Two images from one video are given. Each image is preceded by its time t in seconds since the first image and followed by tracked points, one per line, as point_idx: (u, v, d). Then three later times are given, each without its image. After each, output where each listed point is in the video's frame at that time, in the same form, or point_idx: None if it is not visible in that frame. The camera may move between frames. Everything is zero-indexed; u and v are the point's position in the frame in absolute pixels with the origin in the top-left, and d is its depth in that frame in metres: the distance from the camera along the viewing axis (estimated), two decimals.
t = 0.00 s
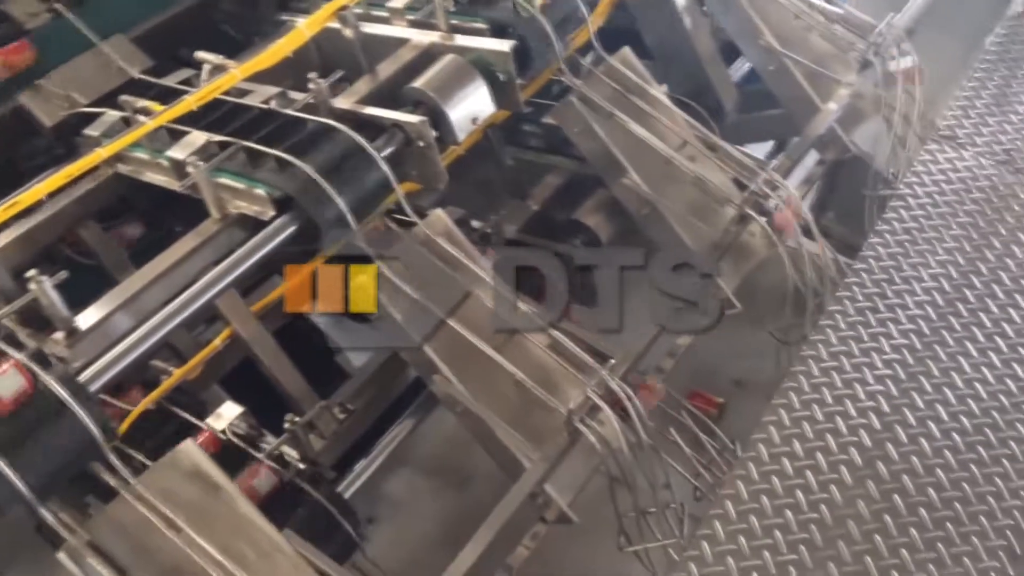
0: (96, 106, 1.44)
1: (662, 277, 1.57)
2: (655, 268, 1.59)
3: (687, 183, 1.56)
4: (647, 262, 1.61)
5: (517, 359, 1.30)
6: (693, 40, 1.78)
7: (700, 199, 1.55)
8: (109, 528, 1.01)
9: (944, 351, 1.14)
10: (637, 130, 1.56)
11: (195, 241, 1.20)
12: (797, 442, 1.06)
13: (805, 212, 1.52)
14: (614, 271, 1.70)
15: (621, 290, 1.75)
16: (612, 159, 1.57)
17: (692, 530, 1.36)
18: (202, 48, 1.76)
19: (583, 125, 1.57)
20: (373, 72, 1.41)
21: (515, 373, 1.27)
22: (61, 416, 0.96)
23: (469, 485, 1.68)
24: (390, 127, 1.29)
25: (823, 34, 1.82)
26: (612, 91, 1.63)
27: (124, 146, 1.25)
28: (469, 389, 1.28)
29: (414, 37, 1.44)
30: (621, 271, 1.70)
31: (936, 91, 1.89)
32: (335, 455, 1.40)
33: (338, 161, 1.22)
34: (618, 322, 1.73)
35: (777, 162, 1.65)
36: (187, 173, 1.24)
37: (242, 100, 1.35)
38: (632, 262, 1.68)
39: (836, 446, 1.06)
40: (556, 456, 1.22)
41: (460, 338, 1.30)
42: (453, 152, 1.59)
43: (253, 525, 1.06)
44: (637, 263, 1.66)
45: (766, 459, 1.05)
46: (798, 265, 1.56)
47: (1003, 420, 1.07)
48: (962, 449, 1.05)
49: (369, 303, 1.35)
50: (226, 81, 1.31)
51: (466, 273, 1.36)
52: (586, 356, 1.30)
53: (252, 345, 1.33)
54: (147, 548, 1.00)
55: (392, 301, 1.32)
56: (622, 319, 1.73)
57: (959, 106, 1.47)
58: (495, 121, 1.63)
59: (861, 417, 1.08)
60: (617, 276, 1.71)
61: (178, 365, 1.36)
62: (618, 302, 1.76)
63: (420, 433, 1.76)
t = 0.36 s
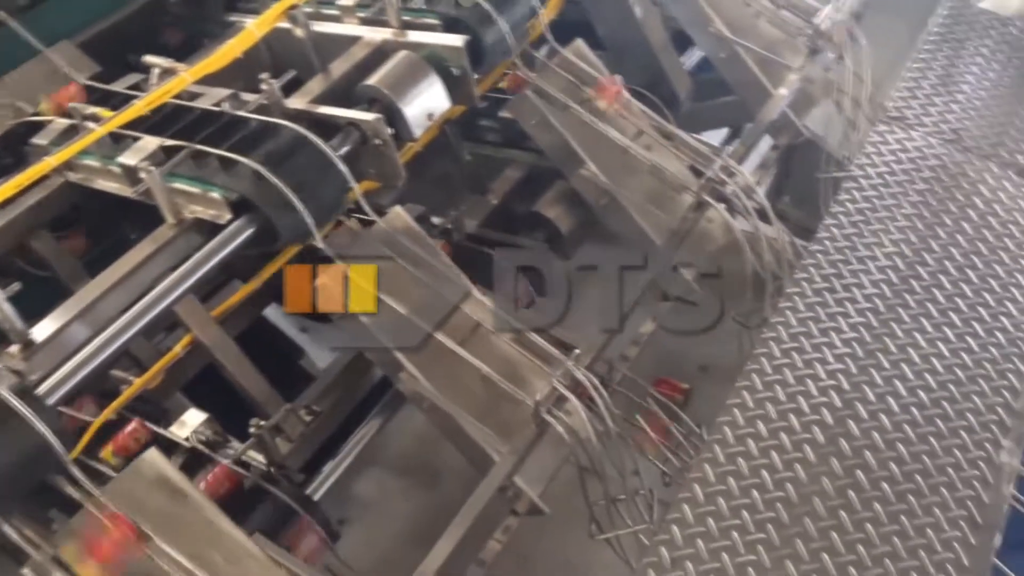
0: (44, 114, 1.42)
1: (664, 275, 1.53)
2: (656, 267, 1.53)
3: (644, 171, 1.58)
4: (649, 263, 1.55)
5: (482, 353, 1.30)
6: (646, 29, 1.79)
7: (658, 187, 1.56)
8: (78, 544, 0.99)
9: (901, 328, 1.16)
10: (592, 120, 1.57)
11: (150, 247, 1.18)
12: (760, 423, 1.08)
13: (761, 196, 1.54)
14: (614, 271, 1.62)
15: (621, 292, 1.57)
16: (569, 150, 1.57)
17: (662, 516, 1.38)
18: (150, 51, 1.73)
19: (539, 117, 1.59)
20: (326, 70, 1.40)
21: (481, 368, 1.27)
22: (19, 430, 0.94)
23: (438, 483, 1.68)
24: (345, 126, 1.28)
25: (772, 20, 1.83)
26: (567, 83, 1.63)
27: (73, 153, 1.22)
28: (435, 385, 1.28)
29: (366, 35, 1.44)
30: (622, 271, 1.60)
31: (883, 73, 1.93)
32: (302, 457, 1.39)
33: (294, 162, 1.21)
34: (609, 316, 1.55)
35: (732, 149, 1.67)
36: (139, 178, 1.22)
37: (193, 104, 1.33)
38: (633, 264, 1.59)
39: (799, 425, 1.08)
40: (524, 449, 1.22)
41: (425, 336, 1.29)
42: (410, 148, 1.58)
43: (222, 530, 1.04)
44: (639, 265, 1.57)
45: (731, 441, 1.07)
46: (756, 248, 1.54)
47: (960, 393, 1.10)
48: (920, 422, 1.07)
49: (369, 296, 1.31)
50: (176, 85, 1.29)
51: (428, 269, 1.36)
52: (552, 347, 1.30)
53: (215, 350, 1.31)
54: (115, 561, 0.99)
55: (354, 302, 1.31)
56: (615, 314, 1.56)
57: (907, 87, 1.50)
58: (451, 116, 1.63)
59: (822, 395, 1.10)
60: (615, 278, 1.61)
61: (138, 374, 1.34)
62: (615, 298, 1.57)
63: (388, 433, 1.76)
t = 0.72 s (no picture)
0: None
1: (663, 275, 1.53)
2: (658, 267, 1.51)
3: (607, 160, 1.58)
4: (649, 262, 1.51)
5: (453, 348, 1.30)
6: (603, 17, 1.80)
7: (621, 175, 1.56)
8: (50, 560, 0.97)
9: (864, 305, 1.18)
10: (552, 110, 1.57)
11: (109, 256, 1.16)
12: (731, 406, 1.09)
13: (724, 180, 1.55)
14: (615, 272, 1.51)
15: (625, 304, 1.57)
16: (531, 141, 1.57)
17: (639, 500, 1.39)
18: (103, 56, 1.71)
19: (501, 110, 1.58)
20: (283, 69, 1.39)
21: (452, 362, 1.27)
22: None
23: (414, 480, 1.67)
24: (305, 124, 1.27)
25: (728, 6, 1.85)
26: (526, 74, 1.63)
27: (27, 163, 1.20)
28: (406, 381, 1.28)
29: (322, 32, 1.42)
30: (623, 272, 1.51)
31: (838, 56, 1.95)
32: (275, 460, 1.39)
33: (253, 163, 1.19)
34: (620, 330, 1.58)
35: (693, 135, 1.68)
36: (96, 185, 1.19)
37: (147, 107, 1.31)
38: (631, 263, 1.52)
39: (769, 406, 1.09)
40: (499, 442, 1.22)
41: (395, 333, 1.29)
42: (373, 145, 1.57)
43: (196, 536, 1.03)
44: (637, 265, 1.52)
45: (703, 424, 1.08)
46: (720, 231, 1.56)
47: (924, 366, 1.11)
48: (887, 397, 1.08)
49: (368, 302, 1.30)
50: (128, 88, 1.27)
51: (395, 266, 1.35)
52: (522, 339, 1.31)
53: (181, 356, 1.30)
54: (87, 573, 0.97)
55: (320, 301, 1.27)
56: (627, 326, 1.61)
57: (861, 69, 1.52)
58: (412, 111, 1.62)
59: (790, 375, 1.11)
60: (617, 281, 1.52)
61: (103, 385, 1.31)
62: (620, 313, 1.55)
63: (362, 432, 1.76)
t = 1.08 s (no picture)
0: None
1: (663, 278, 1.58)
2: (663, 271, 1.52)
3: (573, 153, 1.58)
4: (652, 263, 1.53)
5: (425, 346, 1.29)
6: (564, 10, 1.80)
7: (588, 167, 1.57)
8: None
9: (831, 288, 1.19)
10: (516, 105, 1.57)
11: (72, 267, 1.14)
12: (704, 392, 1.10)
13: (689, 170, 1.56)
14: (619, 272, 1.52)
15: (622, 294, 1.62)
16: (496, 137, 1.57)
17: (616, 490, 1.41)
18: (57, 64, 1.67)
19: (464, 106, 1.58)
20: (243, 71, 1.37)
21: (425, 361, 1.27)
22: None
23: (391, 480, 1.67)
24: (267, 127, 1.25)
25: None
26: (489, 70, 1.63)
27: None
28: (379, 381, 1.27)
29: (281, 34, 1.40)
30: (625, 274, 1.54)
31: (797, 43, 1.96)
32: (250, 467, 1.38)
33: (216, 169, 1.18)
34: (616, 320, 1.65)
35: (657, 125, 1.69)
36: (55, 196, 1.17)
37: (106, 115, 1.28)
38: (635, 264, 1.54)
39: (741, 391, 1.10)
40: (476, 439, 1.22)
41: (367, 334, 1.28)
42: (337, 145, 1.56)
43: (170, 548, 1.02)
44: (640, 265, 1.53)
45: (677, 413, 1.09)
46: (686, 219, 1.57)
47: (891, 346, 1.13)
48: (856, 378, 1.10)
49: (368, 302, 1.31)
50: (86, 96, 1.24)
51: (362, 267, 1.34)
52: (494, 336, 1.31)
53: (150, 366, 1.28)
54: None
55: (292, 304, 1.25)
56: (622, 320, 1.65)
57: (820, 55, 1.53)
58: (375, 110, 1.61)
59: (761, 360, 1.12)
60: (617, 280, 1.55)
61: (70, 399, 1.28)
62: (615, 298, 1.60)
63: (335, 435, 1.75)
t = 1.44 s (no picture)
0: None
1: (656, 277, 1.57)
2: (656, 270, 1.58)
3: (531, 148, 1.59)
4: (649, 263, 1.60)
5: (390, 347, 1.28)
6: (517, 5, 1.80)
7: (547, 162, 1.57)
8: None
9: (790, 274, 1.20)
10: (472, 102, 1.57)
11: (25, 282, 1.12)
12: (670, 381, 1.11)
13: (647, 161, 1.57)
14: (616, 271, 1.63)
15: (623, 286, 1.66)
16: (454, 135, 1.56)
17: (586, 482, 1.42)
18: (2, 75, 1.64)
19: (421, 106, 1.57)
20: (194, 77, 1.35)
21: (390, 361, 1.27)
22: None
23: (361, 483, 1.67)
24: (220, 133, 1.24)
25: None
26: (445, 67, 1.63)
27: None
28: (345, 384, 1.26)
29: (232, 38, 1.39)
30: (622, 272, 1.63)
31: (749, 33, 1.98)
32: (216, 476, 1.37)
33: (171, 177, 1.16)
34: (615, 319, 1.76)
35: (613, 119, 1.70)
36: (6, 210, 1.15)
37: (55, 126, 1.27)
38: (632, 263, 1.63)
39: (705, 378, 1.11)
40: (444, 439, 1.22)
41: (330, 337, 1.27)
42: (294, 148, 1.54)
43: (137, 561, 1.01)
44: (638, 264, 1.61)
45: (644, 403, 1.10)
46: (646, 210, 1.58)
47: (851, 328, 1.15)
48: (818, 360, 1.11)
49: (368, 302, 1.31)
50: (33, 108, 1.23)
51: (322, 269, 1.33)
52: (460, 335, 1.31)
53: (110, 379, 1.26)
54: None
55: (252, 311, 1.24)
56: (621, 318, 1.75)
57: (770, 44, 1.55)
58: (331, 111, 1.59)
59: (724, 347, 1.13)
60: (614, 277, 1.65)
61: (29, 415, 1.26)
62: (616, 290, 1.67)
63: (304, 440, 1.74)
